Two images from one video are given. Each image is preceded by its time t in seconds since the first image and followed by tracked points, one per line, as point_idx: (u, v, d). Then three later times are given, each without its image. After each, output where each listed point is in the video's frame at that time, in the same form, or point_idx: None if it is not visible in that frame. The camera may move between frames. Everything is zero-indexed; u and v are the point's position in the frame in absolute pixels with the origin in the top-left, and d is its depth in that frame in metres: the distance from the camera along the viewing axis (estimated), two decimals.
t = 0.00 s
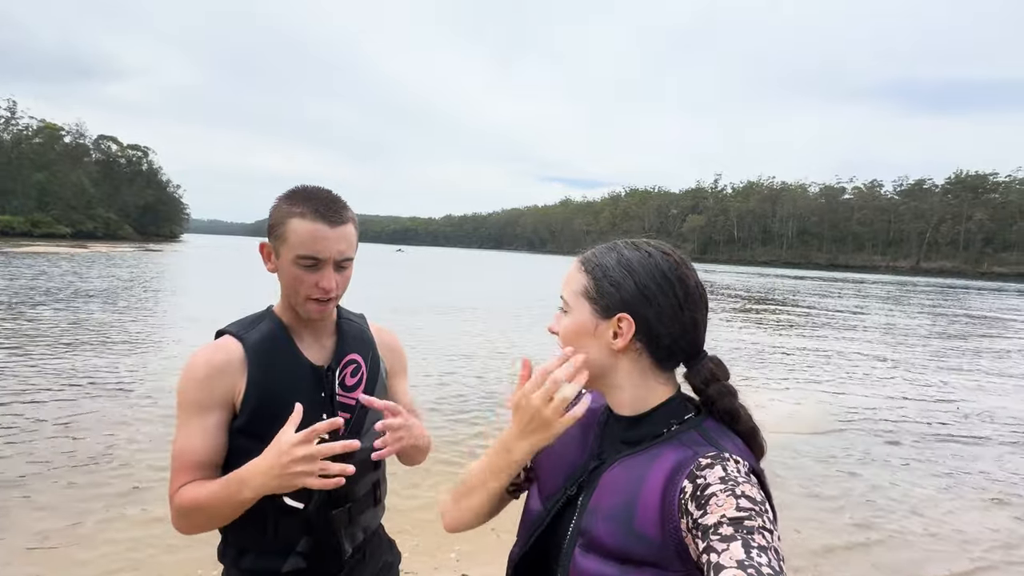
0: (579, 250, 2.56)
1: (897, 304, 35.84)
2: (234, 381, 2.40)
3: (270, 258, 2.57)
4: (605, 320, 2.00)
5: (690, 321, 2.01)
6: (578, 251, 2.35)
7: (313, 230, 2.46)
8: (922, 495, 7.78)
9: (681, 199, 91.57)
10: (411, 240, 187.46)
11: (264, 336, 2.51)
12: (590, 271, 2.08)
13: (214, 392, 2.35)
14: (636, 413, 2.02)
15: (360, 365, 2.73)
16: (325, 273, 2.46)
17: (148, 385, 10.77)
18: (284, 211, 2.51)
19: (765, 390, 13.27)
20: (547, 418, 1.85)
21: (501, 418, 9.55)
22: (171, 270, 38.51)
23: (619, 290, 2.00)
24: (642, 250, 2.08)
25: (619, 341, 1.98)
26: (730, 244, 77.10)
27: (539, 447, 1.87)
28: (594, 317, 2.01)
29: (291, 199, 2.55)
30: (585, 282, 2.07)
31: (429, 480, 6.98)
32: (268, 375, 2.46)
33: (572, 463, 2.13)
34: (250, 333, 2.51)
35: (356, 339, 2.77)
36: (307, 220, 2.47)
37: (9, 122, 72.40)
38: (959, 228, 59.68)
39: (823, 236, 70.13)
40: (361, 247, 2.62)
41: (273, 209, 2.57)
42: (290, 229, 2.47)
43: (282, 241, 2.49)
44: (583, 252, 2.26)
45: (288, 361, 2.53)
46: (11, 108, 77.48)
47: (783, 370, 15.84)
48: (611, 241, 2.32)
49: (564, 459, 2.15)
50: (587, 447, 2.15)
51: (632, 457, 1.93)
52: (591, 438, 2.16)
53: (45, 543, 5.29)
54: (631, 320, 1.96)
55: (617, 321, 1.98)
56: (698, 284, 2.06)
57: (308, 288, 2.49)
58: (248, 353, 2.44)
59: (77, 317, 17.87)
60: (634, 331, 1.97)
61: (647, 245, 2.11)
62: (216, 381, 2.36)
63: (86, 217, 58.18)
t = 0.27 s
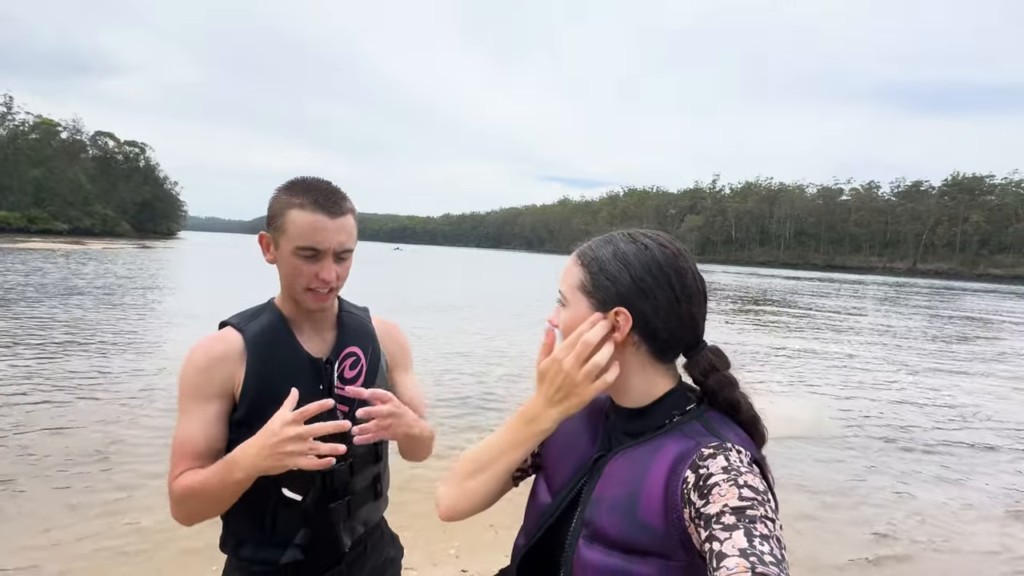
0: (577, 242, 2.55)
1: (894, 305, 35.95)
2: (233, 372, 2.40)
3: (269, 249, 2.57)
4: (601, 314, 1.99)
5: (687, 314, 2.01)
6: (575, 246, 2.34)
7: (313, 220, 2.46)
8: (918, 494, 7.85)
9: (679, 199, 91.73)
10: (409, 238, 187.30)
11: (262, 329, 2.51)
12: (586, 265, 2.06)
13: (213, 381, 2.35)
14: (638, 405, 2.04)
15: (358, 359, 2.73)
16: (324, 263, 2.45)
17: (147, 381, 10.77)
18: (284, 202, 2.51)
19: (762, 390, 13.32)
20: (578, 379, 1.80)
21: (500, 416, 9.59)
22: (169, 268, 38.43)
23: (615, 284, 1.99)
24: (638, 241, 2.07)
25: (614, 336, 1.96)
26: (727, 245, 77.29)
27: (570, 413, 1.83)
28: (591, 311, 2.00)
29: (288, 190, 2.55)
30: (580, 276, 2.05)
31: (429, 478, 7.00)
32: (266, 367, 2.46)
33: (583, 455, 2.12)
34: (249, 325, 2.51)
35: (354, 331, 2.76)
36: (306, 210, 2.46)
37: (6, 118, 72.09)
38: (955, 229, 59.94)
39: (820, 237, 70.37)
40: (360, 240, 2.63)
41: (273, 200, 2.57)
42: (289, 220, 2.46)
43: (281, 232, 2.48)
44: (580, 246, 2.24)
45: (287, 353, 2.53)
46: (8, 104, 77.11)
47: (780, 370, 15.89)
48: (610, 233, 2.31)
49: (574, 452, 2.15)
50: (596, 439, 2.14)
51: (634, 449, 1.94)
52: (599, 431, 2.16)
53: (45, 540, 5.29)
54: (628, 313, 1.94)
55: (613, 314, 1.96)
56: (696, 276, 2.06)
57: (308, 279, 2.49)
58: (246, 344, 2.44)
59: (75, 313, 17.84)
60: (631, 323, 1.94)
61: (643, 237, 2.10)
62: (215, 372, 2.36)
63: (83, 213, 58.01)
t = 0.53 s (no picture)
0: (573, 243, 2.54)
1: (892, 306, 36.03)
2: (227, 369, 2.40)
3: (267, 250, 2.54)
4: (600, 315, 1.99)
5: (685, 313, 2.02)
6: (571, 247, 2.33)
7: (321, 222, 2.47)
8: (914, 495, 7.88)
9: (678, 199, 91.87)
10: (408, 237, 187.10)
11: (257, 328, 2.51)
12: (586, 266, 2.06)
13: (207, 378, 2.35)
14: (635, 404, 2.04)
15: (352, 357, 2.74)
16: (333, 265, 2.47)
17: (145, 379, 10.76)
18: (286, 202, 2.50)
19: (761, 390, 13.32)
20: (579, 380, 1.81)
21: (499, 415, 9.60)
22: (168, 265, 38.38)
23: (613, 285, 1.99)
24: (637, 242, 2.08)
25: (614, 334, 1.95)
26: (726, 244, 77.40)
27: (572, 414, 1.82)
28: (591, 312, 2.01)
29: (292, 189, 2.54)
30: (580, 276, 2.05)
31: (427, 478, 7.00)
32: (259, 366, 2.46)
33: (580, 455, 2.13)
34: (242, 324, 2.52)
35: (350, 330, 2.77)
36: (312, 212, 2.47)
37: (4, 114, 71.89)
38: (953, 231, 60.08)
39: (819, 238, 70.48)
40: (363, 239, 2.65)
41: (271, 199, 2.55)
42: (297, 220, 2.46)
43: (286, 232, 2.47)
44: (578, 247, 2.24)
45: (281, 351, 2.53)
46: (6, 99, 76.85)
47: (779, 370, 15.93)
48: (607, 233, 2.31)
49: (570, 450, 2.16)
50: (593, 439, 2.15)
51: (631, 449, 1.94)
52: (596, 431, 2.16)
53: (41, 541, 5.28)
54: (628, 316, 1.94)
55: (613, 316, 1.96)
56: (695, 276, 2.06)
57: (313, 280, 2.48)
58: (239, 343, 2.44)
59: (72, 310, 17.80)
60: (631, 324, 1.94)
61: (641, 237, 2.10)
62: (211, 370, 2.37)
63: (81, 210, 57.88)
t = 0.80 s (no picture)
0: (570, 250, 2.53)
1: (892, 306, 36.01)
2: (218, 376, 2.39)
3: (258, 254, 2.52)
4: (595, 325, 1.99)
5: (681, 323, 2.01)
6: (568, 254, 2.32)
7: (314, 229, 2.45)
8: (912, 495, 7.88)
9: (678, 198, 91.79)
10: (408, 235, 187.07)
11: (247, 334, 2.50)
12: (581, 275, 2.05)
13: (197, 386, 2.33)
14: (630, 413, 2.02)
15: (343, 362, 2.74)
16: (322, 272, 2.46)
17: (144, 377, 10.76)
18: (281, 209, 2.48)
19: (760, 390, 13.33)
20: (571, 398, 1.79)
21: (497, 415, 9.59)
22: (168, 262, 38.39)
23: (609, 294, 1.98)
24: (632, 250, 2.07)
25: (609, 344, 1.95)
26: (726, 244, 77.36)
27: (565, 431, 1.80)
28: (586, 322, 2.00)
29: (289, 195, 2.52)
30: (575, 286, 2.05)
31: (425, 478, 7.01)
32: (249, 373, 2.45)
33: (572, 462, 2.12)
34: (231, 330, 2.50)
35: (340, 335, 2.76)
36: (307, 219, 2.46)
37: (4, 111, 71.82)
38: (953, 231, 60.08)
39: (819, 238, 70.46)
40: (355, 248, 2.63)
41: (266, 205, 2.53)
42: (289, 227, 2.44)
43: (279, 239, 2.45)
44: (575, 255, 2.23)
45: (272, 357, 2.52)
46: (6, 97, 76.81)
47: (778, 371, 15.93)
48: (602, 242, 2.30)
49: (562, 460, 2.14)
50: (585, 446, 2.14)
51: (625, 458, 1.93)
52: (588, 439, 2.15)
53: (40, 537, 5.28)
54: (623, 325, 1.93)
55: (608, 325, 1.95)
56: (689, 285, 2.05)
57: (304, 287, 2.48)
58: (229, 349, 2.43)
59: (70, 308, 17.76)
60: (625, 334, 1.94)
61: (637, 246, 2.09)
62: (202, 377, 2.35)
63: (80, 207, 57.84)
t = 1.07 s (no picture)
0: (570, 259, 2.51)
1: (893, 307, 35.94)
2: (211, 381, 2.38)
3: (261, 247, 2.53)
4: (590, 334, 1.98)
5: (678, 332, 1.99)
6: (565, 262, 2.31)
7: (320, 234, 2.46)
8: (913, 496, 7.87)
9: (679, 198, 91.63)
10: (409, 234, 187.10)
11: (238, 337, 2.49)
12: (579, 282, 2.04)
13: (189, 390, 2.32)
14: (627, 418, 2.01)
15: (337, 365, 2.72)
16: (311, 277, 2.43)
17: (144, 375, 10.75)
18: (294, 209, 2.49)
19: (761, 391, 13.30)
20: (582, 388, 1.77)
21: (498, 415, 9.58)
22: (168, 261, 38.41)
23: (606, 304, 1.97)
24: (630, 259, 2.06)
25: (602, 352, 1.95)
26: (727, 244, 77.21)
27: (570, 423, 1.78)
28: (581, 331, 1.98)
29: (305, 198, 2.55)
30: (573, 295, 2.03)
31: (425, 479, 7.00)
32: (243, 377, 2.45)
33: (567, 469, 2.10)
34: (223, 335, 2.49)
35: (332, 339, 2.75)
36: (316, 223, 2.46)
37: (6, 110, 71.89)
38: (955, 231, 59.94)
39: (820, 238, 70.32)
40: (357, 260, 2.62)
41: (283, 204, 2.55)
42: (294, 227, 2.45)
43: (282, 236, 2.46)
44: (571, 264, 2.21)
45: (265, 361, 2.51)
46: (7, 95, 76.90)
47: (779, 371, 15.90)
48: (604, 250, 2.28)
49: (557, 466, 2.14)
50: (581, 452, 2.12)
51: (622, 465, 1.92)
52: (584, 445, 2.13)
53: (40, 533, 5.27)
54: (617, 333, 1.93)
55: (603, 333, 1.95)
56: (687, 295, 2.04)
57: (292, 287, 2.46)
58: (223, 353, 2.42)
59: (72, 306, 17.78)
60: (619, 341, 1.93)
61: (634, 256, 2.08)
62: (197, 381, 2.34)
63: (81, 206, 57.89)
